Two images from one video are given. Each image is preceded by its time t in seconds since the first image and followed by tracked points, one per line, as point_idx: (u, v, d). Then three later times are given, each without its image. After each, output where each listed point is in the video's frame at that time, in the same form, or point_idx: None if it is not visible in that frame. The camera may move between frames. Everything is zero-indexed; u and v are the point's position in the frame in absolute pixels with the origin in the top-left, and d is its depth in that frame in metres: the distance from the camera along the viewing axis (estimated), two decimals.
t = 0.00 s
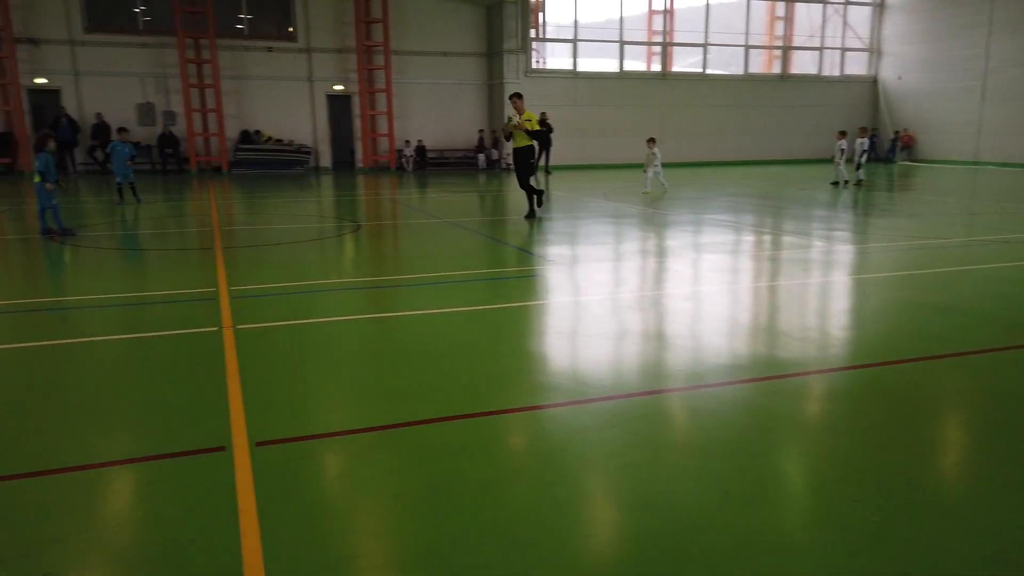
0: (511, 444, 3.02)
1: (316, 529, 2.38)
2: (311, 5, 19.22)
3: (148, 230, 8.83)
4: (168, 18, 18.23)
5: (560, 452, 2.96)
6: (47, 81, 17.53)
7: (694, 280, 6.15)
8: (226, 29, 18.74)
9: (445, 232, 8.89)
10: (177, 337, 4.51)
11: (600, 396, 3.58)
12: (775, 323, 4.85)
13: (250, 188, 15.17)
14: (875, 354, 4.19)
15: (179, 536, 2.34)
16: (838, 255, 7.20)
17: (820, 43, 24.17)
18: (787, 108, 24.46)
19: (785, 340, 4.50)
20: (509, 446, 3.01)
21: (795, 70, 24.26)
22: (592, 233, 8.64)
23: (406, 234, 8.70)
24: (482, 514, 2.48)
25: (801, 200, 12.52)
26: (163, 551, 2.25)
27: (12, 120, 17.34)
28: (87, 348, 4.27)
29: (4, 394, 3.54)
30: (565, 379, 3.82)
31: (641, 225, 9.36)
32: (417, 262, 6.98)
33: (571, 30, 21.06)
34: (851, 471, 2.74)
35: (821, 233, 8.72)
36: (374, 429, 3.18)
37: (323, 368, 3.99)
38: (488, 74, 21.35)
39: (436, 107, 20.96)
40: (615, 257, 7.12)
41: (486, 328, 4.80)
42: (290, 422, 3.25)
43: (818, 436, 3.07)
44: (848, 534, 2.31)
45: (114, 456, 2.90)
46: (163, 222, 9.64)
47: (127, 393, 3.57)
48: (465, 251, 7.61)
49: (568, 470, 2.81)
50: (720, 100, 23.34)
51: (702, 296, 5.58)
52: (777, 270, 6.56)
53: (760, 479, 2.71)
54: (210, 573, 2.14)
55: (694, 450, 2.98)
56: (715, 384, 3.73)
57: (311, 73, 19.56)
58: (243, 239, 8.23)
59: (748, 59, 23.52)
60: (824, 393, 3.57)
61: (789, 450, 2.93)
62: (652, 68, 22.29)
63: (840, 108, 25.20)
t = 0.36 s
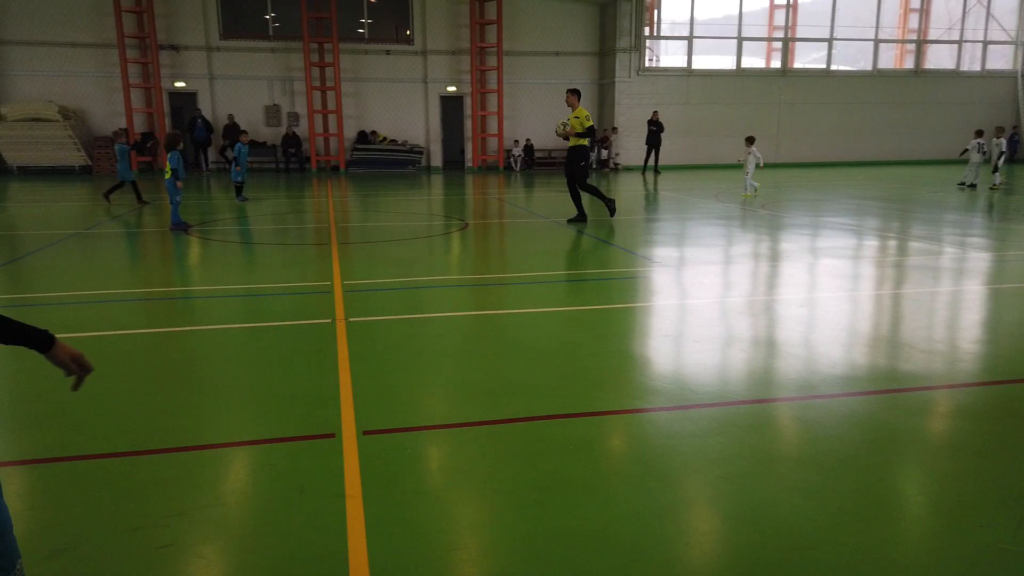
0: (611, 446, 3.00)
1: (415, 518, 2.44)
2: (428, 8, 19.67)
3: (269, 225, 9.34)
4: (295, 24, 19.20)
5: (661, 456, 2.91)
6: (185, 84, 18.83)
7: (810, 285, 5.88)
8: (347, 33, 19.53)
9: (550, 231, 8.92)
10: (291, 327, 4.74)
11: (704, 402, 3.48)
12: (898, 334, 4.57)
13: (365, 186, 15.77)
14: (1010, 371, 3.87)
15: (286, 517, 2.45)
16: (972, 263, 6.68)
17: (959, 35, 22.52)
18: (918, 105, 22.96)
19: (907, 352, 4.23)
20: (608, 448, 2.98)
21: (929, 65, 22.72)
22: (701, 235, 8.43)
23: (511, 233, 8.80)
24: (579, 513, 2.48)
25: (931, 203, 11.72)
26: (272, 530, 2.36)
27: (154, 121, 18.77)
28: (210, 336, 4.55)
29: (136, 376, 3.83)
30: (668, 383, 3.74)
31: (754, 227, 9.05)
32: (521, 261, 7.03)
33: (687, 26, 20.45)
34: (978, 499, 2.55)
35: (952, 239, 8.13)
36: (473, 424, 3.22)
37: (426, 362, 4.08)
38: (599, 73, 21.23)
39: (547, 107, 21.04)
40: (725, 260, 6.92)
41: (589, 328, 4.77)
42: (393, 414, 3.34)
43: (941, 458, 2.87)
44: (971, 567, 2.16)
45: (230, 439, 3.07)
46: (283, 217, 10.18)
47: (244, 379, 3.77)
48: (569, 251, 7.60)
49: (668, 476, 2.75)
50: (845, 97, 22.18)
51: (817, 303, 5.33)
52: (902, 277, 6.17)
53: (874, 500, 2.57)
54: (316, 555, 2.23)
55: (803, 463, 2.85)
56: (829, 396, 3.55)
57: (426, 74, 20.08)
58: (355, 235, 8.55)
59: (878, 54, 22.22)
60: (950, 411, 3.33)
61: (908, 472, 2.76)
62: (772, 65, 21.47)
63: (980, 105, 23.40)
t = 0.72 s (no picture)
0: (648, 447, 2.98)
1: (450, 515, 2.46)
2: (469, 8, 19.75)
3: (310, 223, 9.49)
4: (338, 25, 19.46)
5: (699, 459, 2.88)
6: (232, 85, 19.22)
7: (854, 287, 5.77)
8: (389, 34, 19.73)
9: (588, 232, 8.90)
10: (330, 324, 4.81)
11: (744, 404, 3.44)
12: (946, 338, 4.45)
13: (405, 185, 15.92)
14: None
15: (323, 510, 2.50)
16: None
17: (1014, 32, 21.83)
18: (971, 105, 22.31)
19: (957, 356, 4.12)
20: (645, 449, 2.96)
21: (983, 63, 22.07)
22: (743, 236, 8.32)
23: (547, 232, 8.81)
24: (614, 513, 2.47)
25: (983, 205, 11.37)
26: (307, 523, 2.41)
27: (201, 122, 19.22)
28: (251, 331, 4.65)
29: (180, 370, 3.92)
30: (706, 385, 3.71)
31: (797, 228, 8.91)
32: (558, 261, 7.02)
33: (730, 25, 20.29)
34: None
35: (1004, 241, 7.89)
36: (509, 423, 3.24)
37: (462, 360, 4.10)
38: (641, 72, 21.09)
39: (587, 106, 20.97)
40: (767, 261, 6.82)
41: (627, 329, 4.74)
42: (428, 412, 3.37)
43: (990, 466, 2.79)
44: None
45: (269, 432, 3.13)
46: (324, 216, 10.34)
47: (284, 375, 3.84)
48: (606, 250, 7.57)
49: (707, 479, 2.72)
50: (893, 95, 21.66)
51: (863, 306, 5.22)
52: (952, 279, 6.01)
53: (919, 507, 2.51)
54: (353, 548, 2.26)
55: (844, 468, 2.80)
56: (873, 400, 3.48)
57: (466, 74, 20.17)
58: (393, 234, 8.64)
59: (928, 52, 21.67)
60: (1001, 418, 3.24)
61: (953, 480, 2.69)
62: (818, 63, 21.09)
63: None
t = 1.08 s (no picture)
0: (670, 449, 2.96)
1: (473, 512, 2.47)
2: (494, 8, 19.78)
3: (334, 223, 9.56)
4: (364, 25, 19.58)
5: (723, 461, 2.85)
6: (258, 86, 19.45)
7: (883, 289, 5.68)
8: (415, 34, 19.82)
9: (611, 232, 8.86)
10: (353, 323, 4.84)
11: (769, 407, 3.40)
12: (978, 341, 4.36)
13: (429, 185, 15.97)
14: None
15: (345, 506, 2.51)
16: None
17: None
18: (1004, 104, 21.87)
19: (989, 360, 4.03)
20: (667, 450, 2.94)
21: (1017, 61, 21.63)
22: (768, 236, 8.23)
23: (571, 232, 8.78)
24: (636, 513, 2.46)
25: (1016, 206, 11.14)
26: (328, 520, 2.42)
27: (229, 122, 19.45)
28: (274, 329, 4.70)
29: (204, 367, 3.97)
30: (730, 387, 3.67)
31: (824, 228, 8.81)
32: (581, 261, 7.00)
33: (757, 24, 20.08)
34: None
35: None
36: (530, 423, 3.23)
37: (484, 360, 4.11)
38: (666, 71, 20.97)
39: (611, 106, 20.90)
40: (794, 262, 6.74)
41: (651, 329, 4.72)
42: (449, 410, 3.38)
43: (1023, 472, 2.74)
44: None
45: (292, 429, 3.16)
46: (348, 215, 10.40)
47: (306, 372, 3.87)
48: (629, 251, 7.54)
49: (730, 481, 2.69)
50: (925, 94, 21.31)
51: (891, 308, 5.13)
52: (983, 281, 5.90)
53: (948, 512, 2.47)
54: (376, 545, 2.27)
55: (871, 472, 2.76)
56: (902, 404, 3.43)
57: (491, 74, 20.19)
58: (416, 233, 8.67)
59: (960, 50, 21.29)
60: None
61: (983, 485, 2.65)
62: (847, 62, 20.80)
63: None
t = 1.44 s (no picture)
0: (682, 449, 2.95)
1: (483, 511, 2.47)
2: (507, 8, 19.78)
3: (347, 222, 9.60)
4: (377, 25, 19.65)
5: (736, 461, 2.84)
6: (273, 86, 19.56)
7: (898, 290, 5.63)
8: (428, 33, 19.86)
9: (623, 232, 8.84)
10: (365, 322, 4.86)
11: (781, 408, 3.38)
12: (995, 343, 4.31)
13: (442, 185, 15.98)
14: None
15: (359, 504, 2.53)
16: None
17: None
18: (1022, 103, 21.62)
19: (1006, 362, 3.99)
20: (679, 451, 2.94)
21: None
22: (781, 236, 8.19)
23: (583, 232, 8.75)
24: (649, 514, 2.45)
25: None
26: (343, 516, 2.44)
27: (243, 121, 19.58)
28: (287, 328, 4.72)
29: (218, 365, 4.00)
30: (743, 387, 3.66)
31: (838, 228, 8.76)
32: (593, 261, 6.98)
33: (772, 22, 19.95)
34: None
35: None
36: (541, 422, 3.23)
37: (497, 359, 4.11)
38: (680, 71, 20.89)
39: (624, 105, 20.84)
40: (808, 262, 6.69)
41: (664, 330, 4.70)
42: (461, 409, 3.39)
43: None
44: None
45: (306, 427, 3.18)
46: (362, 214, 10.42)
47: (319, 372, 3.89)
48: (642, 250, 7.51)
49: (742, 481, 2.69)
50: (942, 94, 21.11)
51: (907, 309, 5.09)
52: (1000, 282, 5.84)
53: (964, 514, 2.45)
54: (393, 541, 2.30)
55: (886, 473, 2.74)
56: (917, 405, 3.40)
57: (503, 74, 20.19)
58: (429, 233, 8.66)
59: (978, 49, 21.06)
60: None
61: (999, 488, 2.62)
62: (862, 61, 20.63)
63: None
